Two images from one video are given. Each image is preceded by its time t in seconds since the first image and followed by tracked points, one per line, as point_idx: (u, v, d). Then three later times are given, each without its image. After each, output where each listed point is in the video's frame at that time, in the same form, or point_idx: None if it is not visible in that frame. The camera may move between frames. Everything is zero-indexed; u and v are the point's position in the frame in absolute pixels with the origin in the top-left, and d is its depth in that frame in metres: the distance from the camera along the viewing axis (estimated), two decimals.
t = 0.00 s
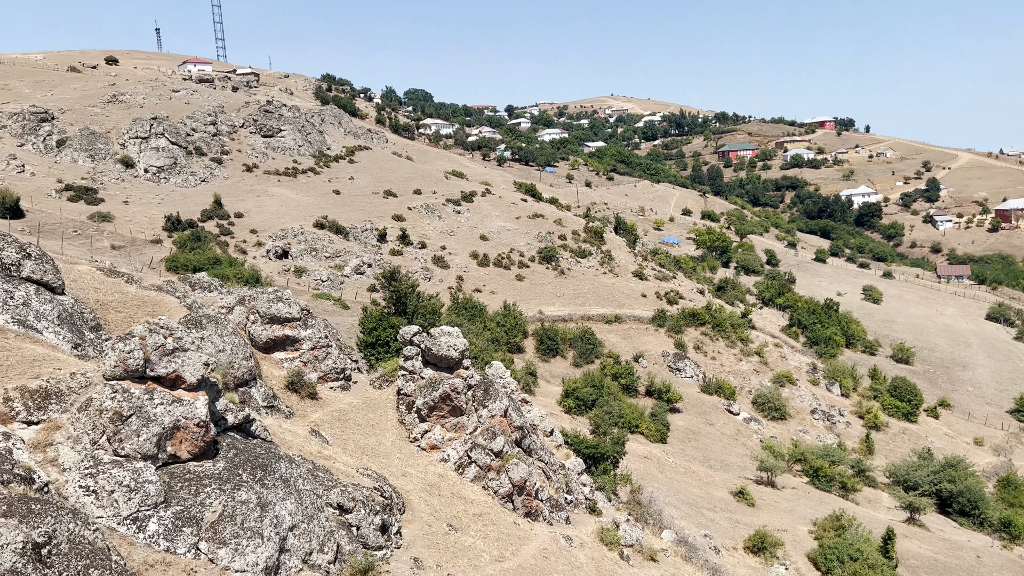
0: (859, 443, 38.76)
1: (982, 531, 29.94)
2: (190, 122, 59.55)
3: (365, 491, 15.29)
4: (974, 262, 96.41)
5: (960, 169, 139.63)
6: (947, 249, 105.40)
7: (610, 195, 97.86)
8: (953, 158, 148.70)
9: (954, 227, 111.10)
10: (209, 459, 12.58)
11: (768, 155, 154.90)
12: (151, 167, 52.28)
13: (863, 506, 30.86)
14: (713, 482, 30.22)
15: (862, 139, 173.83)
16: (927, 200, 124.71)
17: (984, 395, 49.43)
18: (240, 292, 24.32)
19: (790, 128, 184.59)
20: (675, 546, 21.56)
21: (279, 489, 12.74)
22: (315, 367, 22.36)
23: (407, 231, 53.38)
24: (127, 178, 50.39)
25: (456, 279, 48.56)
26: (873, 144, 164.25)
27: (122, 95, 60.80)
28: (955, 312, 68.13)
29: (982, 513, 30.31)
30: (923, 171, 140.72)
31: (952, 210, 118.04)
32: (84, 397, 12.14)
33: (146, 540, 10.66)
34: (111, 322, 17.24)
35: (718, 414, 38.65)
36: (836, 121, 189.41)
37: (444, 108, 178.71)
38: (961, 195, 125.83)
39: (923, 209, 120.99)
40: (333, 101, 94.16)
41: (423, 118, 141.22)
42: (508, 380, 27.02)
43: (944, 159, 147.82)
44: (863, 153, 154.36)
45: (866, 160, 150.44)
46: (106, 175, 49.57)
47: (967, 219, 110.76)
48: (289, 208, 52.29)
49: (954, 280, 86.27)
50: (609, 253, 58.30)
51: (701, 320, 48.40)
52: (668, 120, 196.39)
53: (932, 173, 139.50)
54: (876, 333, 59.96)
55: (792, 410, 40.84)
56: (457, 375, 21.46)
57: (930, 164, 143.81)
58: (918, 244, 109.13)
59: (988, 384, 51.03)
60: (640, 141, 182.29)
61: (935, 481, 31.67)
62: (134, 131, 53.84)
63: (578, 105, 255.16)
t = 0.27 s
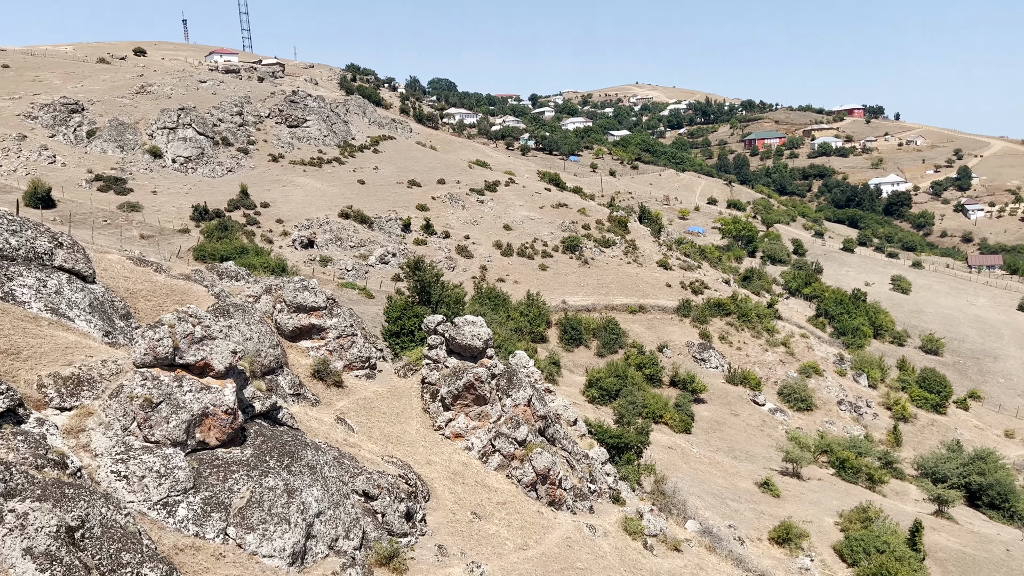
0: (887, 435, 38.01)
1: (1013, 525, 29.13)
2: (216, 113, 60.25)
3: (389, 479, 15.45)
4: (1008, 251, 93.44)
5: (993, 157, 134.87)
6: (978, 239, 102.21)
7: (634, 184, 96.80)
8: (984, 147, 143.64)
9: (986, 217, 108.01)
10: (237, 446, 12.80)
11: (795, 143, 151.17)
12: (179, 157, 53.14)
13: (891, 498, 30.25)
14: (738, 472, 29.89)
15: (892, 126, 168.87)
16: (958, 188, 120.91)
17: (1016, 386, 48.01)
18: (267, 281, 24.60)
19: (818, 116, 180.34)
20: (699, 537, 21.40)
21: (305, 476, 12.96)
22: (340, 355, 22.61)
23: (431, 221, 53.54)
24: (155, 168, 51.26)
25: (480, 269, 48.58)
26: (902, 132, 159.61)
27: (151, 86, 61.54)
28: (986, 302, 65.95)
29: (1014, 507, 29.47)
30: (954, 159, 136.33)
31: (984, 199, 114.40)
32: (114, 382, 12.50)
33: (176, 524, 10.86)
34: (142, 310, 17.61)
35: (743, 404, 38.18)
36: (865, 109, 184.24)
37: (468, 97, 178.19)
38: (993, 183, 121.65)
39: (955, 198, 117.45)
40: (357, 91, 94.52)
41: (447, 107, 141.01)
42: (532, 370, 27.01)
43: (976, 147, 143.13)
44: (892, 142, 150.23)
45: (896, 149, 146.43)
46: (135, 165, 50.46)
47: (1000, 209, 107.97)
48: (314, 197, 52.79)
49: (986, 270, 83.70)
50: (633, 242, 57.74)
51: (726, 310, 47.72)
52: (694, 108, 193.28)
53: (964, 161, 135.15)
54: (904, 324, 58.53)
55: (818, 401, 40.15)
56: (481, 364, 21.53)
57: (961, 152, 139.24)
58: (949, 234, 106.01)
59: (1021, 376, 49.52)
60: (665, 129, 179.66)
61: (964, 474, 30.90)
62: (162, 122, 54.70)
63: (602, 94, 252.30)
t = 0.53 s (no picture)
0: (914, 426, 37.29)
1: None
2: (242, 102, 60.82)
3: (413, 465, 15.60)
4: None
5: None
6: (1010, 228, 98.98)
7: (657, 172, 95.61)
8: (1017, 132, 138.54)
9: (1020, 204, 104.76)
10: (263, 432, 13.01)
11: (822, 130, 147.03)
12: (204, 146, 53.86)
13: (918, 489, 29.66)
14: (762, 462, 29.57)
15: (921, 112, 163.86)
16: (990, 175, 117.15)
17: None
18: (292, 269, 24.87)
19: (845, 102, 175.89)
20: (722, 526, 21.24)
21: (330, 462, 13.15)
22: (364, 343, 22.85)
23: (454, 210, 53.60)
24: (182, 157, 52.06)
25: (502, 257, 48.55)
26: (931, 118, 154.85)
27: (176, 75, 62.31)
28: (1017, 292, 63.80)
29: None
30: (985, 146, 131.94)
31: (1016, 188, 110.99)
32: (142, 368, 12.82)
33: (204, 508, 11.04)
34: (169, 298, 17.95)
35: (767, 394, 37.71)
36: (893, 95, 178.97)
37: (490, 85, 177.19)
38: None
39: (987, 185, 113.83)
40: (380, 79, 94.64)
41: (469, 95, 140.46)
42: (555, 358, 26.98)
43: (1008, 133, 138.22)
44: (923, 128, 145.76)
45: (926, 135, 142.26)
46: (161, 154, 51.32)
47: None
48: (337, 186, 53.17)
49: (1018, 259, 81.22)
50: (657, 231, 57.14)
51: (750, 299, 47.02)
52: (719, 94, 189.87)
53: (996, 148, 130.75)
54: (932, 313, 57.10)
55: (843, 390, 39.50)
56: (504, 353, 21.62)
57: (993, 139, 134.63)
58: (979, 222, 102.99)
59: None
60: (689, 116, 176.76)
61: (992, 465, 30.17)
62: (188, 111, 55.41)
63: (626, 80, 248.86)
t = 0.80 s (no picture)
0: (939, 414, 36.61)
1: None
2: (265, 89, 61.28)
3: (435, 451, 15.73)
4: None
5: None
6: None
7: (680, 158, 94.34)
8: None
9: None
10: (287, 417, 13.19)
11: (847, 115, 143.55)
12: (228, 133, 54.44)
13: (943, 479, 29.11)
14: (783, 450, 29.25)
15: (949, 97, 158.69)
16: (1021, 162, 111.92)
17: None
18: (315, 256, 25.10)
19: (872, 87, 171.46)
20: (743, 514, 21.09)
21: (353, 447, 13.32)
22: (386, 329, 23.03)
23: (474, 196, 53.54)
24: (205, 144, 52.68)
25: (523, 244, 48.44)
26: (960, 103, 149.74)
27: (200, 63, 62.92)
28: None
29: None
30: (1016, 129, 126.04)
31: None
32: (168, 353, 13.09)
33: (229, 491, 11.27)
34: (194, 284, 18.26)
35: (789, 382, 37.24)
36: (921, 79, 173.97)
37: (510, 71, 175.96)
38: None
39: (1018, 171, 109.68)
40: (401, 66, 94.53)
41: (490, 82, 139.64)
42: (575, 345, 26.90)
43: None
44: (951, 114, 141.15)
45: (954, 121, 137.65)
46: (185, 142, 51.98)
47: None
48: (359, 173, 53.44)
49: None
50: (679, 217, 56.51)
51: (773, 287, 46.31)
52: (743, 79, 186.18)
53: None
54: (959, 301, 55.70)
55: (867, 378, 38.87)
56: (524, 340, 21.63)
57: None
58: (1009, 209, 98.70)
59: None
60: (713, 101, 173.69)
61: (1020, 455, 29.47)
62: (212, 99, 55.98)
63: (647, 66, 245.11)
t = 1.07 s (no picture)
0: (962, 402, 35.94)
1: None
2: (284, 76, 61.52)
3: (454, 436, 15.84)
4: None
5: None
6: None
7: (700, 143, 92.98)
8: None
9: None
10: (308, 402, 13.36)
11: (871, 100, 140.04)
12: (248, 120, 54.82)
13: (966, 468, 28.62)
14: (803, 438, 28.96)
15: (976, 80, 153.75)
16: None
17: None
18: (335, 242, 25.27)
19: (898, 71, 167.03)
20: (762, 501, 20.96)
21: (373, 431, 13.46)
22: (406, 315, 23.16)
23: (493, 183, 53.40)
24: (226, 131, 53.11)
25: (542, 231, 48.24)
26: (987, 87, 144.80)
27: (220, 49, 63.30)
28: None
29: None
30: None
31: None
32: (191, 338, 13.31)
33: (251, 475, 11.47)
34: (217, 269, 18.50)
35: (810, 369, 36.78)
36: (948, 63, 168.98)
37: (529, 56, 174.31)
38: None
39: None
40: (420, 52, 94.16)
41: (509, 67, 138.57)
42: (594, 332, 26.81)
43: None
44: (977, 98, 136.22)
45: (979, 105, 132.71)
46: (206, 128, 52.46)
47: None
48: (379, 159, 53.56)
49: None
50: (699, 203, 55.82)
51: (795, 273, 45.55)
52: (765, 63, 182.39)
53: None
54: (984, 288, 54.34)
55: (889, 366, 38.26)
56: (543, 326, 21.61)
57: None
58: None
59: None
60: (734, 86, 170.50)
61: None
62: (232, 85, 56.34)
63: (667, 50, 241.19)
